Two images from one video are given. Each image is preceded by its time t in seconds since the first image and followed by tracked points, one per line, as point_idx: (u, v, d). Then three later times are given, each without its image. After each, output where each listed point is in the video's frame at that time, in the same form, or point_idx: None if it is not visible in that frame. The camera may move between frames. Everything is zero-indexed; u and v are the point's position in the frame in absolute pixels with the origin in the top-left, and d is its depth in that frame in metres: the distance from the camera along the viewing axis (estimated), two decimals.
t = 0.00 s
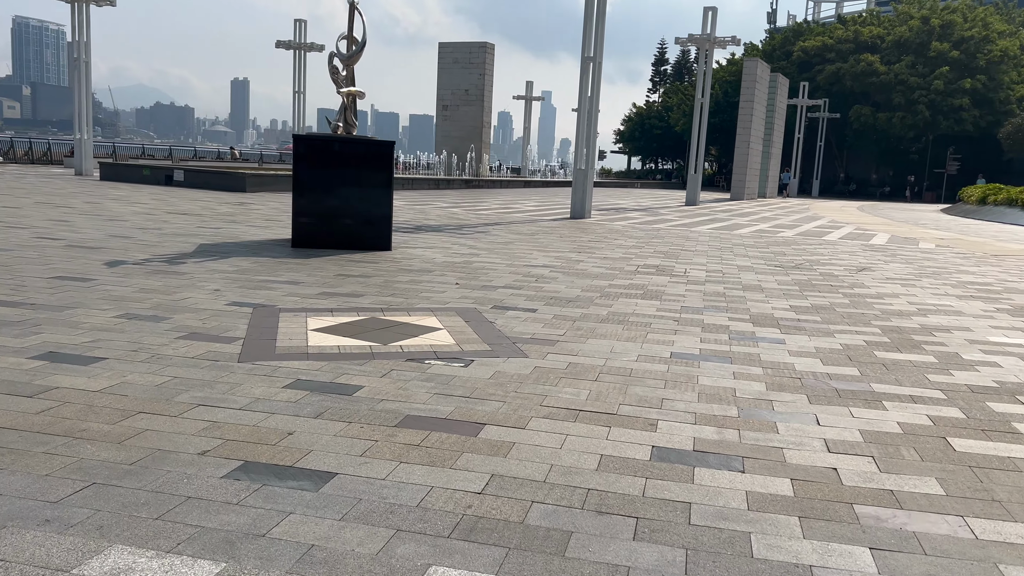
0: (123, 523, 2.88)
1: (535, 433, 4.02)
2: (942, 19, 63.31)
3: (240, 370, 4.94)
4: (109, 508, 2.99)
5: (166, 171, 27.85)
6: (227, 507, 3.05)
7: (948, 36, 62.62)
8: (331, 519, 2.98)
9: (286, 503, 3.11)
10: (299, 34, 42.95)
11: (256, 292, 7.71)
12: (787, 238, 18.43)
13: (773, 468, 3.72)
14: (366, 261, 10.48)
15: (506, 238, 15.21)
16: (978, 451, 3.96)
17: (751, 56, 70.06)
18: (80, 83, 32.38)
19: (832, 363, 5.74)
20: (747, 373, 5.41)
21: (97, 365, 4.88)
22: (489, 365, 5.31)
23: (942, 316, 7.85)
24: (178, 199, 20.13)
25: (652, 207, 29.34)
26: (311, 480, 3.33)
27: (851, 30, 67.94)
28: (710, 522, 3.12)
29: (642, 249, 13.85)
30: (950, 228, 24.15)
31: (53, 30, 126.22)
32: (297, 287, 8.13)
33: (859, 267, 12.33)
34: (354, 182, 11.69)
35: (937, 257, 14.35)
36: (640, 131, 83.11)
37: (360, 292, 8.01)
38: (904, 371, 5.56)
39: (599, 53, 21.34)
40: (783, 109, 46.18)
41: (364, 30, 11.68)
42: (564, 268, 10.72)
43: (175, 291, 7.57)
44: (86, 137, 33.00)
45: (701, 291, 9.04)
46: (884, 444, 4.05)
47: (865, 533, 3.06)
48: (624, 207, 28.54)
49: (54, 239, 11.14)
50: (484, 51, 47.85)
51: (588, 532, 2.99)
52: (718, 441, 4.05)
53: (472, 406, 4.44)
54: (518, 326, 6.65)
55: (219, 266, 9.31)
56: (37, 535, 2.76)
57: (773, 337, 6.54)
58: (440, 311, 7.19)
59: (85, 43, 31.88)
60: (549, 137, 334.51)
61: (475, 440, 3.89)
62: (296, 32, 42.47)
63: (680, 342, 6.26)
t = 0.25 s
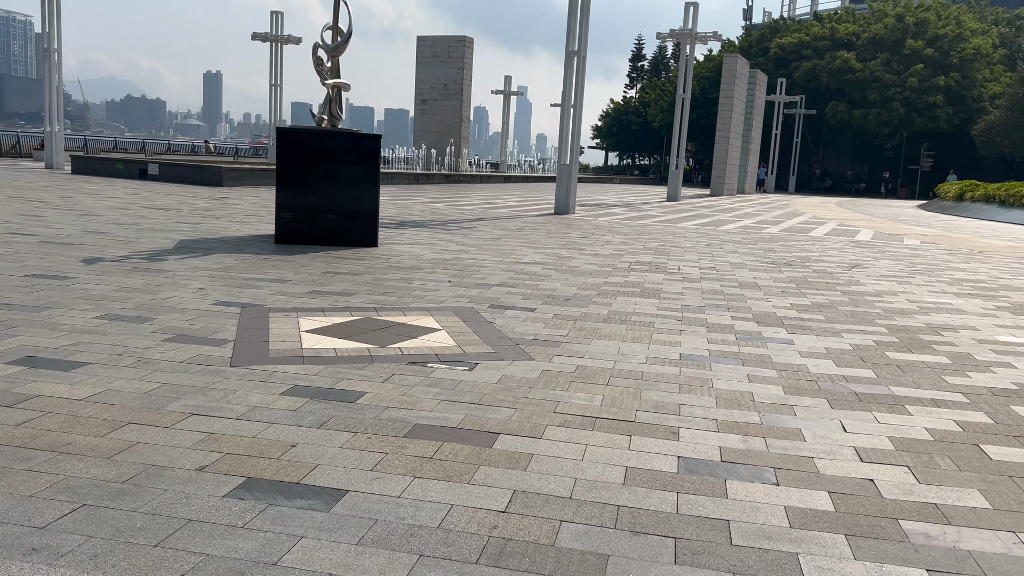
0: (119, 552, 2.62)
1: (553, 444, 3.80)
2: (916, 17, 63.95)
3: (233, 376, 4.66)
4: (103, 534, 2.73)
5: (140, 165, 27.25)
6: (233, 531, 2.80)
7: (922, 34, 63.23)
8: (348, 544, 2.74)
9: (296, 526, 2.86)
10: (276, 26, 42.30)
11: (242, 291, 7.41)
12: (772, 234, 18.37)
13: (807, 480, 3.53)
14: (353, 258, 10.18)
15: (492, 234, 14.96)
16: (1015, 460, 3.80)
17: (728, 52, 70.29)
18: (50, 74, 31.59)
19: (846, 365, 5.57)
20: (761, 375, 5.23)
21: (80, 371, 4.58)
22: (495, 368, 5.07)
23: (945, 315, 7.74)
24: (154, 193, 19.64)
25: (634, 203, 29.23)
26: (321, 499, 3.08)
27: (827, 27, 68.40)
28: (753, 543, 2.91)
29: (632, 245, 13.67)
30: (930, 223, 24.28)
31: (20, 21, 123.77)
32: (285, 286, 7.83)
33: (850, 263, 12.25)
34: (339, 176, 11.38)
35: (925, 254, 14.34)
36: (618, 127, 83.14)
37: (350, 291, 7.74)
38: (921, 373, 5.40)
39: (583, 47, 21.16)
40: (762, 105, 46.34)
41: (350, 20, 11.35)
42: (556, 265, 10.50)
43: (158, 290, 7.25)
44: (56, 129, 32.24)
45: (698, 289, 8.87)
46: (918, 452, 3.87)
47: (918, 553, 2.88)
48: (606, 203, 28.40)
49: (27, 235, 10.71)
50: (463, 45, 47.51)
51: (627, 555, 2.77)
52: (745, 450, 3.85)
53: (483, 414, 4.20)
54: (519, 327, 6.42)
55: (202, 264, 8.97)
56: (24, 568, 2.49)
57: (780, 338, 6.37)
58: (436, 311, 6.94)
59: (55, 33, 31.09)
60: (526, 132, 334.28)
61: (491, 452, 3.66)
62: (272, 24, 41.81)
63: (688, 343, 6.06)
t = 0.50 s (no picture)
0: None
1: (588, 459, 3.59)
2: (900, 14, 64.24)
3: (241, 386, 4.41)
4: (117, 570, 2.49)
5: (123, 159, 26.77)
6: (259, 564, 2.57)
7: (906, 30, 63.50)
8: None
9: (328, 557, 2.63)
10: (260, 18, 41.73)
11: (240, 292, 7.15)
12: (767, 230, 18.25)
13: (860, 497, 3.34)
14: (350, 256, 9.92)
15: (487, 231, 14.73)
16: None
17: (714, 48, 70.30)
18: (29, 66, 30.95)
19: (872, 370, 5.39)
20: (789, 381, 5.04)
21: (78, 381, 4.32)
22: (514, 375, 4.86)
23: (959, 315, 7.60)
24: (138, 189, 19.24)
25: (624, 198, 29.07)
26: (351, 526, 2.85)
27: (812, 23, 68.57)
28: (819, 572, 2.72)
29: (630, 243, 13.48)
30: (920, 220, 24.28)
31: None
32: (283, 286, 7.58)
33: (852, 261, 12.13)
34: (335, 172, 11.10)
35: (923, 251, 14.25)
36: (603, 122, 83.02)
37: (352, 292, 7.49)
38: (951, 378, 5.24)
39: (576, 42, 20.95)
40: (749, 100, 46.33)
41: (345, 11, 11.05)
42: (558, 264, 10.30)
43: (152, 291, 6.97)
44: (36, 122, 31.62)
45: (706, 288, 8.69)
46: (968, 466, 3.70)
47: None
48: (596, 198, 28.22)
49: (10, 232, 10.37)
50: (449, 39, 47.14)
51: None
52: (789, 465, 3.66)
53: (509, 426, 3.98)
54: (531, 330, 6.21)
55: (195, 263, 8.68)
56: None
57: (800, 341, 6.19)
58: (443, 313, 6.72)
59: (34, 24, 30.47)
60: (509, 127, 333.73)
61: (525, 469, 3.44)
62: (256, 16, 41.25)
63: (707, 346, 5.87)
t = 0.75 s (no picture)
0: None
1: (628, 480, 3.38)
2: (891, 11, 64.34)
3: (253, 400, 4.17)
4: None
5: (111, 155, 26.36)
6: None
7: (897, 28, 63.63)
8: None
9: None
10: (249, 13, 41.26)
11: (242, 295, 6.91)
12: (767, 229, 18.10)
13: (922, 520, 3.14)
14: (351, 256, 9.68)
15: (486, 230, 14.50)
16: None
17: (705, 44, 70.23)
18: (14, 61, 30.44)
19: (905, 378, 5.21)
20: (822, 391, 4.84)
21: (80, 396, 4.06)
22: (537, 386, 4.64)
23: (979, 319, 7.44)
24: (128, 186, 18.89)
25: (619, 196, 28.89)
26: (388, 560, 2.63)
27: (803, 20, 68.60)
28: None
29: (633, 242, 13.29)
30: (916, 217, 24.21)
31: None
32: (286, 289, 7.33)
33: (859, 261, 11.98)
34: (334, 169, 10.84)
35: (927, 250, 14.12)
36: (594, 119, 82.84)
37: (358, 294, 7.26)
38: (987, 387, 5.06)
39: (573, 38, 20.71)
40: (741, 97, 46.25)
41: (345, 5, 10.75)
42: (563, 265, 10.09)
43: (151, 295, 6.71)
44: (21, 118, 31.10)
45: (718, 290, 8.51)
46: None
47: None
48: (591, 196, 28.02)
49: None
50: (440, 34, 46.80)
51: None
52: (840, 485, 3.46)
53: (540, 443, 3.77)
54: (548, 337, 5.99)
55: (194, 264, 8.42)
56: None
57: (825, 347, 6.00)
58: (455, 317, 6.50)
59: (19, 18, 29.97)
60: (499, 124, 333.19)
61: (564, 492, 3.23)
62: (246, 11, 40.78)
63: (731, 354, 5.67)
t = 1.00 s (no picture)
0: None
1: (685, 496, 3.15)
2: (886, 8, 64.35)
3: (275, 409, 3.94)
4: None
5: (105, 153, 26.01)
6: None
7: (892, 25, 63.55)
8: None
9: None
10: (243, 9, 40.86)
11: (250, 296, 6.66)
12: (772, 226, 17.93)
13: (1006, 542, 2.92)
14: (358, 256, 9.44)
15: (491, 228, 14.26)
16: None
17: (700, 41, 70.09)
18: (5, 57, 30.04)
19: (950, 382, 4.99)
20: (867, 397, 4.63)
21: (92, 405, 3.82)
22: (571, 392, 4.41)
23: (1008, 319, 7.24)
24: (124, 183, 18.59)
25: (618, 194, 28.67)
26: None
27: (798, 17, 68.52)
28: None
29: (640, 240, 13.07)
30: (919, 215, 24.05)
31: None
32: (296, 289, 7.09)
33: (872, 259, 11.77)
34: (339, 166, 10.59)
35: (937, 248, 13.94)
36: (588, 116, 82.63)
37: (370, 295, 7.02)
38: None
39: (575, 33, 20.49)
40: (738, 94, 46.07)
41: None
42: (575, 263, 9.86)
43: (157, 296, 6.46)
44: (13, 115, 30.73)
45: (737, 289, 8.29)
46: None
47: None
48: (590, 194, 27.81)
49: None
50: (435, 31, 46.48)
51: None
52: (911, 501, 3.23)
53: (585, 455, 3.54)
54: (572, 338, 5.77)
55: (198, 263, 8.17)
56: None
57: (859, 349, 5.79)
58: (474, 319, 6.26)
59: (10, 13, 29.58)
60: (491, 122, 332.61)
61: (621, 510, 3.00)
62: (240, 6, 40.36)
63: (765, 357, 5.46)
